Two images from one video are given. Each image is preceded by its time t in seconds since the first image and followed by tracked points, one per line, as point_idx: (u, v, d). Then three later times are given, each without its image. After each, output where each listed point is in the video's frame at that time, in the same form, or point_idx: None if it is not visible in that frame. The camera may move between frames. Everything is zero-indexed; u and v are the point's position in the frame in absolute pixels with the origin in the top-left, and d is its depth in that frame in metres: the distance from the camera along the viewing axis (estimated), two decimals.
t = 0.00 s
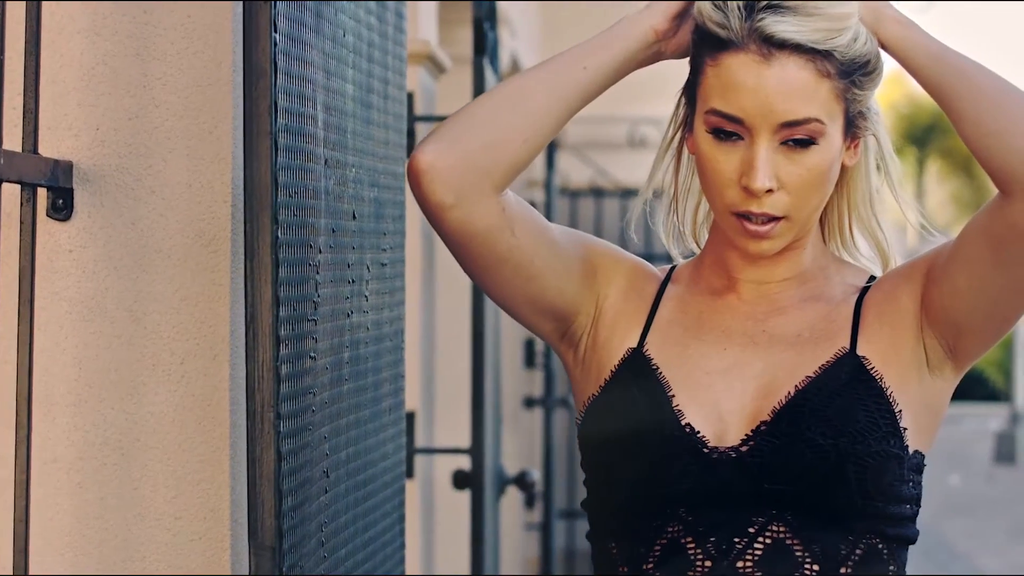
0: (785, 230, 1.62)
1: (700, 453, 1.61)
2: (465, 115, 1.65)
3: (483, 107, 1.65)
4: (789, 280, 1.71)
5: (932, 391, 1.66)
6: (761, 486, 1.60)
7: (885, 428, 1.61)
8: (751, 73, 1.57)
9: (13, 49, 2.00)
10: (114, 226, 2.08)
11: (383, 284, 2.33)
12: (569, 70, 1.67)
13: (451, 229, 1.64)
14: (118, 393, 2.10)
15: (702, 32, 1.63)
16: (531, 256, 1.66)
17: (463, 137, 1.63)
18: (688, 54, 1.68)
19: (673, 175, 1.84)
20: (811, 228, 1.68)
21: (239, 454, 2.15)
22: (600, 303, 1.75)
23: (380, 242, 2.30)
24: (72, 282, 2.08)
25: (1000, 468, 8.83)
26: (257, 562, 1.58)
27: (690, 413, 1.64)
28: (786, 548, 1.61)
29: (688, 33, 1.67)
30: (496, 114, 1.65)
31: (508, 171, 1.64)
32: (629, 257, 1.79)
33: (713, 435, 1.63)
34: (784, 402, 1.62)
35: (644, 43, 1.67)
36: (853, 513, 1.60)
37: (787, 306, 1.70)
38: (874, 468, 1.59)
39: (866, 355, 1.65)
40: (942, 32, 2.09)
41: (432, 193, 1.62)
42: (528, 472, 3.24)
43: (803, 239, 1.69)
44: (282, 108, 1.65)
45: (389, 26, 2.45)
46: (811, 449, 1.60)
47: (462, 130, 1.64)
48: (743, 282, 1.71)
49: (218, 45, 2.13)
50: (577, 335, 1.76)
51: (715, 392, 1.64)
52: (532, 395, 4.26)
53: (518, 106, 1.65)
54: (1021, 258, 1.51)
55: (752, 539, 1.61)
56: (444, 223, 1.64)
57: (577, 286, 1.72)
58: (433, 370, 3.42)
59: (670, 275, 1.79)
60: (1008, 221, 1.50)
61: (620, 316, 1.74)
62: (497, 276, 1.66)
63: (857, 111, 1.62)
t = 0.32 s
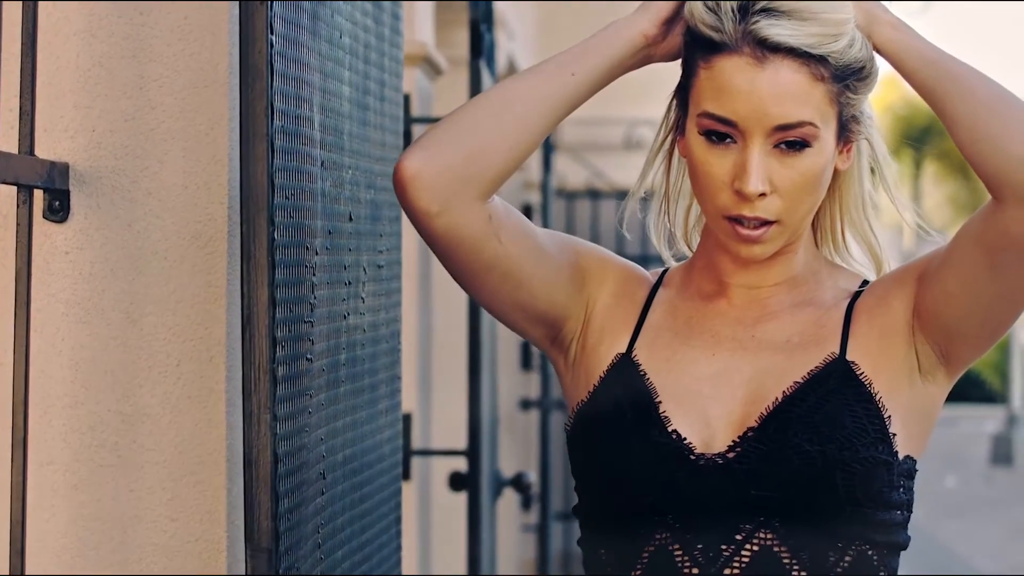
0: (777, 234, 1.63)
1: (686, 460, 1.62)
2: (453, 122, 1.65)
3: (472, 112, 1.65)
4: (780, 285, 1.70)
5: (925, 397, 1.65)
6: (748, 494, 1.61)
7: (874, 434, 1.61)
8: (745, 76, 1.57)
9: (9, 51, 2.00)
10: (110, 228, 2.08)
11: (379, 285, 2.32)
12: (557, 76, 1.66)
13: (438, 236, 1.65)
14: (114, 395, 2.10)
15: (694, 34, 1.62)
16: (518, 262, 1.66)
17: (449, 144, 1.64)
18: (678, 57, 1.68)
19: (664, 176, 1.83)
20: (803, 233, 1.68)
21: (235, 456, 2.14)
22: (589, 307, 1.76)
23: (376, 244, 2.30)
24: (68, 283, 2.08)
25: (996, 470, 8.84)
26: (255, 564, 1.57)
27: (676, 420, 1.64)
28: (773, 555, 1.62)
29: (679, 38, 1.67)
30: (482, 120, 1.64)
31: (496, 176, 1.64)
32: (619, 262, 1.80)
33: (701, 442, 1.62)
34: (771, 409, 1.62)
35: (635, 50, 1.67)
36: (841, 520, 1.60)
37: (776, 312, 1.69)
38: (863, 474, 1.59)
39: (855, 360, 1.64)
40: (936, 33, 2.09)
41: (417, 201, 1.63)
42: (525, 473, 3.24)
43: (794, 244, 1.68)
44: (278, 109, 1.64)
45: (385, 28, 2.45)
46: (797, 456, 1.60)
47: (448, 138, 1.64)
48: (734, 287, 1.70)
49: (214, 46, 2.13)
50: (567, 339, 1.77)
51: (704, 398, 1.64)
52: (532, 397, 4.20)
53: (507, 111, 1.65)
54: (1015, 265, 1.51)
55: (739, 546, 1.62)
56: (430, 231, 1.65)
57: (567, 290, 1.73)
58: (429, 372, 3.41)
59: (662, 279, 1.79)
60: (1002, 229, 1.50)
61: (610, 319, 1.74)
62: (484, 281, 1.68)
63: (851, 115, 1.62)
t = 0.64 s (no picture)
0: (771, 241, 1.59)
1: (674, 468, 1.60)
2: (444, 128, 1.64)
3: (461, 120, 1.64)
4: (772, 291, 1.69)
5: (916, 404, 1.63)
6: (736, 502, 1.59)
7: (864, 442, 1.59)
8: (738, 80, 1.54)
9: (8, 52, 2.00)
10: (109, 229, 2.09)
11: (378, 286, 2.34)
12: (546, 83, 1.64)
13: (427, 246, 1.63)
14: (111, 396, 2.11)
15: (687, 38, 1.60)
16: (509, 271, 1.65)
17: (436, 153, 1.62)
18: (670, 62, 1.66)
19: (655, 180, 1.83)
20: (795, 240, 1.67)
21: (234, 458, 2.17)
22: (581, 314, 1.74)
23: (374, 246, 2.30)
24: (65, 285, 2.08)
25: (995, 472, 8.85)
26: (251, 566, 1.57)
27: (664, 428, 1.63)
28: (762, 563, 1.60)
29: (670, 43, 1.65)
30: (471, 128, 1.63)
31: (485, 187, 1.63)
32: (612, 267, 1.78)
33: (690, 450, 1.61)
34: (760, 416, 1.60)
35: (625, 54, 1.64)
36: (831, 528, 1.59)
37: (769, 317, 1.68)
38: (852, 482, 1.58)
39: (846, 367, 1.62)
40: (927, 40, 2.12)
41: (405, 211, 1.61)
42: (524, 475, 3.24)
43: (787, 250, 1.68)
44: (278, 111, 1.65)
45: (383, 31, 2.46)
46: (786, 464, 1.59)
47: (436, 146, 1.62)
48: (726, 293, 1.69)
49: (211, 48, 2.17)
50: (560, 346, 1.76)
51: (692, 405, 1.63)
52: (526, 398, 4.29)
53: (496, 118, 1.63)
54: (1007, 271, 1.48)
55: (728, 555, 1.61)
56: (420, 240, 1.63)
57: (558, 298, 1.72)
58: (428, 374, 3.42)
59: (654, 284, 1.78)
60: (995, 234, 1.48)
61: (601, 326, 1.73)
62: (475, 291, 1.66)
63: (844, 120, 1.60)
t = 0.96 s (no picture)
0: (763, 247, 1.59)
1: (663, 476, 1.59)
2: (437, 135, 1.62)
3: (452, 128, 1.62)
4: (764, 299, 1.68)
5: (910, 413, 1.62)
6: (725, 510, 1.59)
7: (855, 450, 1.58)
8: (731, 85, 1.53)
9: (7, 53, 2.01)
10: (108, 231, 2.10)
11: (377, 288, 2.34)
12: (538, 89, 1.64)
13: (418, 256, 1.62)
14: (110, 398, 2.12)
15: (679, 43, 1.59)
16: (501, 280, 1.64)
17: (427, 162, 1.61)
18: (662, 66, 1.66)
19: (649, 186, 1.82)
20: (789, 246, 1.66)
21: (233, 459, 2.18)
22: (573, 322, 1.75)
23: (372, 246, 2.30)
24: (64, 287, 2.08)
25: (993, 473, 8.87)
26: (250, 567, 1.55)
27: (652, 435, 1.62)
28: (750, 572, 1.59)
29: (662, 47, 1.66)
30: (463, 137, 1.62)
31: (476, 197, 1.62)
32: (603, 275, 1.79)
33: (678, 458, 1.60)
34: (749, 424, 1.59)
35: (617, 60, 1.64)
36: (820, 537, 1.58)
37: (760, 325, 1.68)
38: (841, 492, 1.57)
39: (838, 376, 1.61)
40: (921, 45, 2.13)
41: (397, 221, 1.59)
42: (523, 477, 3.24)
43: (779, 257, 1.67)
44: (277, 113, 1.66)
45: (383, 33, 2.47)
46: (775, 472, 1.58)
47: (427, 155, 1.61)
48: (718, 300, 1.69)
49: (211, 49, 2.18)
50: (551, 354, 1.76)
51: (682, 413, 1.62)
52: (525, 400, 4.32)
53: (490, 124, 1.62)
54: (1000, 279, 1.47)
55: (716, 564, 1.60)
56: (411, 250, 1.61)
57: (550, 306, 1.71)
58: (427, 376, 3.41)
59: (646, 291, 1.78)
60: (989, 240, 1.47)
61: (593, 332, 1.73)
62: (468, 301, 1.65)
63: (838, 125, 1.60)
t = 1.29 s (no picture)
0: (756, 253, 1.58)
1: (649, 483, 1.57)
2: (428, 141, 1.61)
3: (441, 136, 1.61)
4: (756, 306, 1.69)
5: (902, 421, 1.61)
6: (710, 519, 1.57)
7: (844, 459, 1.56)
8: (722, 89, 1.53)
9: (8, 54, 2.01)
10: (108, 232, 2.10)
11: (377, 290, 2.34)
12: (529, 94, 1.63)
13: (408, 265, 1.60)
14: (110, 399, 2.13)
15: (671, 47, 1.59)
16: (493, 289, 1.62)
17: (416, 170, 1.59)
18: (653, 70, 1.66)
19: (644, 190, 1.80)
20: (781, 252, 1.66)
21: (232, 460, 2.18)
22: (564, 329, 1.73)
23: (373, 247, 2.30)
24: (63, 287, 2.09)
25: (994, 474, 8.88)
26: (250, 568, 1.56)
27: (639, 444, 1.60)
28: None
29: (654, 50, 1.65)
30: (451, 145, 1.60)
31: (472, 201, 1.60)
32: (595, 280, 1.77)
33: (665, 466, 1.59)
34: (737, 432, 1.58)
35: (609, 64, 1.65)
36: (807, 547, 1.55)
37: (752, 332, 1.67)
38: (829, 500, 1.54)
39: (828, 385, 1.60)
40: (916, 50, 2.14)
41: (388, 230, 1.57)
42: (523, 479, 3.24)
43: (772, 263, 1.67)
44: (277, 113, 1.66)
45: (383, 34, 2.47)
46: (762, 480, 1.56)
47: (417, 164, 1.59)
48: (710, 306, 1.69)
49: (210, 51, 2.20)
50: (542, 361, 1.74)
51: (670, 420, 1.61)
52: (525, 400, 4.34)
53: (482, 128, 1.61)
54: (991, 286, 1.45)
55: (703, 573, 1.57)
56: (401, 258, 1.59)
57: (542, 314, 1.69)
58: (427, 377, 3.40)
59: (639, 298, 1.78)
60: (978, 246, 1.45)
61: (584, 339, 1.72)
62: (459, 310, 1.63)
63: (831, 130, 1.59)
